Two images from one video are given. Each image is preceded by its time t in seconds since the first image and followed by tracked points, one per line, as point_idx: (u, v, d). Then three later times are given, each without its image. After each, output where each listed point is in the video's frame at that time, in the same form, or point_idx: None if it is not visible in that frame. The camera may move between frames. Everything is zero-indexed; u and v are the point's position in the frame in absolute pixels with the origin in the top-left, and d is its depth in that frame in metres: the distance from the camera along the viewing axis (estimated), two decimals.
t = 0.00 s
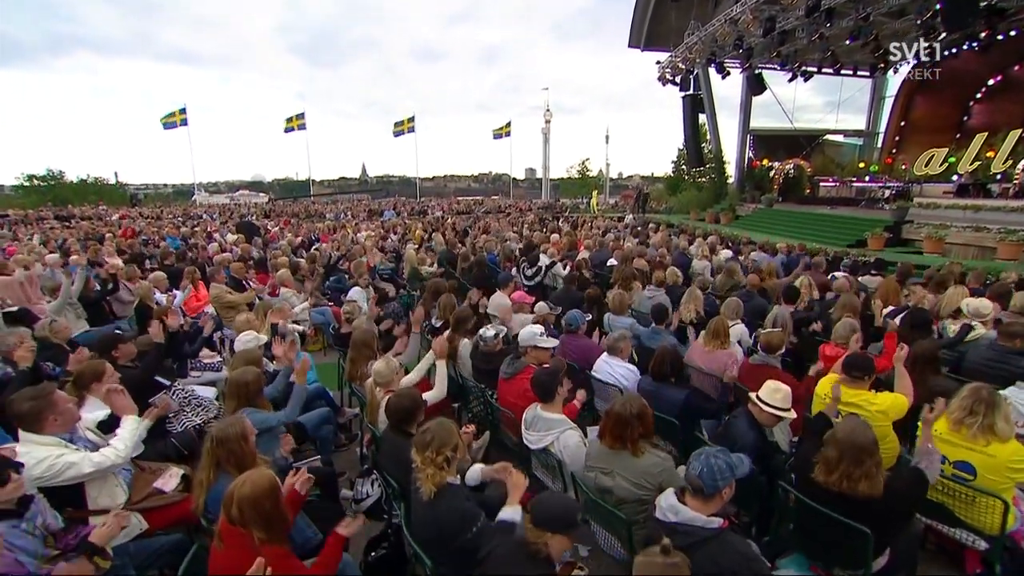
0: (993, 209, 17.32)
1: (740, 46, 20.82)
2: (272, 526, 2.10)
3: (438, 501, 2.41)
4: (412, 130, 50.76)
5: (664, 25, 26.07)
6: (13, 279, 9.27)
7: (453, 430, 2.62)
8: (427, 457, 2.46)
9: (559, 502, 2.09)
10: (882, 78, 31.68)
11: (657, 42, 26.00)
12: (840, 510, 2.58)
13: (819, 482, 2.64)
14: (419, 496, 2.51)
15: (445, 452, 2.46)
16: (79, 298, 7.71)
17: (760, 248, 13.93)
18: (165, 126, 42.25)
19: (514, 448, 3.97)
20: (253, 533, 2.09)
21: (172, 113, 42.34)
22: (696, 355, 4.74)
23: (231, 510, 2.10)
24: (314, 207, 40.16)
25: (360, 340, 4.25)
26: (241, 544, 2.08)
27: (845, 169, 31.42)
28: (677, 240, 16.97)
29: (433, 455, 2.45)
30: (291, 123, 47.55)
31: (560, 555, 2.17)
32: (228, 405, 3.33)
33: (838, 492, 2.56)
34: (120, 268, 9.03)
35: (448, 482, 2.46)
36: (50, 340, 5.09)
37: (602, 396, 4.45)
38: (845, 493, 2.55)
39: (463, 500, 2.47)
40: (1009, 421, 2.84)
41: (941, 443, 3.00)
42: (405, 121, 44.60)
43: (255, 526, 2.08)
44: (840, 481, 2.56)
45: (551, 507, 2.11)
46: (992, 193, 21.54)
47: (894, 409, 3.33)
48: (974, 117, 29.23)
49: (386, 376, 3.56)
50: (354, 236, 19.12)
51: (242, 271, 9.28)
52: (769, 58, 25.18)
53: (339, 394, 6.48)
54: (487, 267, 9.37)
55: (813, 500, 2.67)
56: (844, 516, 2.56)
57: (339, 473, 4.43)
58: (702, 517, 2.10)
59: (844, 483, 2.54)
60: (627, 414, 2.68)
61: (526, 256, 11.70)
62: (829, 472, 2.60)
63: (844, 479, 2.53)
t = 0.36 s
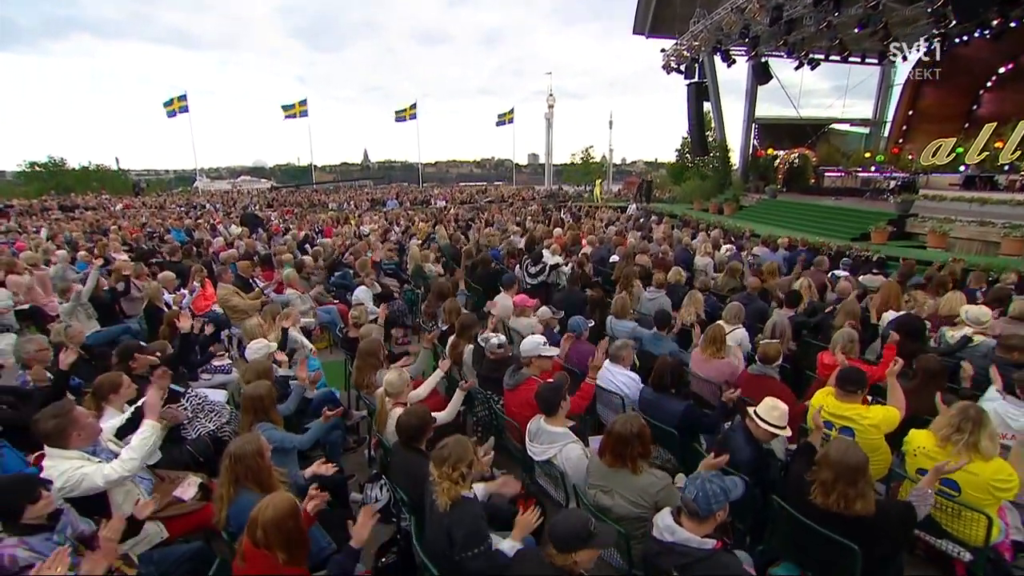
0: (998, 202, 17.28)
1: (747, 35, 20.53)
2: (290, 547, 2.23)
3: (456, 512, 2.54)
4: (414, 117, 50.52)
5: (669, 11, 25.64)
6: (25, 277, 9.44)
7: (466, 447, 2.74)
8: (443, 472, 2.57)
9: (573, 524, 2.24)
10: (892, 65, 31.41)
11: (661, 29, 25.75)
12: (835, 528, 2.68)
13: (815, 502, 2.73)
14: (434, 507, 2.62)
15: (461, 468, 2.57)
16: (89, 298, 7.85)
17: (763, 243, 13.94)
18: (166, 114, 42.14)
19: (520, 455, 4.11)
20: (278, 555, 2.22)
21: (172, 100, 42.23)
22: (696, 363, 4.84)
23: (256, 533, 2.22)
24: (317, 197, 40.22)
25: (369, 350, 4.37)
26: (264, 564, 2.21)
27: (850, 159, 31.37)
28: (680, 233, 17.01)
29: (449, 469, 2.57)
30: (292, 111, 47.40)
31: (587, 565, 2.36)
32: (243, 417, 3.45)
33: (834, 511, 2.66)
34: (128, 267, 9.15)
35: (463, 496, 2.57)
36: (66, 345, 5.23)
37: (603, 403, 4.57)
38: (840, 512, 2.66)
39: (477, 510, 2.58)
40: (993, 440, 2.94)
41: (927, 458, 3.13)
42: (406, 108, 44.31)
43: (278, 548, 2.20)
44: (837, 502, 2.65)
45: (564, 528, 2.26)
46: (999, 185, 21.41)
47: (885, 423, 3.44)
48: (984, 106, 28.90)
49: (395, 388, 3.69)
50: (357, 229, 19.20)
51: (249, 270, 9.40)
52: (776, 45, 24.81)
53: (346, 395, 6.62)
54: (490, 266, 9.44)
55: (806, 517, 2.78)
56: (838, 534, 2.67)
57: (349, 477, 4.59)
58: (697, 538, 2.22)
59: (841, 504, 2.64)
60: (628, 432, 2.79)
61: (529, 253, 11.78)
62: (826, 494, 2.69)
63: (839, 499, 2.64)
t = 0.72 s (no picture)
0: (1003, 197, 17.26)
1: (753, 25, 20.27)
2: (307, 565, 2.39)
3: (455, 529, 2.69)
4: (416, 105, 50.25)
5: None
6: (39, 272, 9.71)
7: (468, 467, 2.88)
8: (442, 492, 2.72)
9: (574, 543, 2.38)
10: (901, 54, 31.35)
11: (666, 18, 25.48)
12: (824, 544, 2.81)
13: (805, 518, 2.87)
14: (435, 524, 2.79)
15: (458, 489, 2.71)
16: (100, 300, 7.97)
17: (766, 240, 13.98)
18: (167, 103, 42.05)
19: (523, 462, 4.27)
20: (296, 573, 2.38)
21: (173, 87, 42.11)
22: (695, 371, 4.95)
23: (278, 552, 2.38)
24: (319, 187, 40.26)
25: (378, 360, 4.49)
26: None
27: (855, 150, 31.23)
28: (683, 227, 17.03)
29: (447, 490, 2.72)
30: (294, 99, 47.22)
31: None
32: (257, 431, 3.59)
33: (821, 528, 2.80)
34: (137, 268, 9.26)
35: (460, 515, 2.72)
36: (81, 353, 5.36)
37: (605, 410, 4.70)
38: (827, 529, 2.79)
39: (481, 524, 2.72)
40: (978, 458, 3.07)
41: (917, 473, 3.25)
42: (408, 96, 43.99)
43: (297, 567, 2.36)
44: (824, 519, 2.79)
45: (567, 549, 2.40)
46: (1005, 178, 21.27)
47: (875, 434, 3.56)
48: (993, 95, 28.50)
49: (405, 401, 3.81)
50: (360, 223, 19.30)
51: (254, 270, 9.51)
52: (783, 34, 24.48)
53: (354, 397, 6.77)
54: (493, 266, 9.51)
55: (797, 533, 2.91)
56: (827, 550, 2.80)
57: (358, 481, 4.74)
58: (690, 557, 2.38)
59: (828, 521, 2.77)
60: (631, 453, 2.92)
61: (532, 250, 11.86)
62: (815, 511, 2.82)
63: (827, 517, 2.77)
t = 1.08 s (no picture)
0: (1007, 193, 17.22)
1: (760, 15, 20.11)
2: None
3: (462, 546, 2.86)
4: (418, 93, 49.99)
5: None
6: (48, 274, 9.78)
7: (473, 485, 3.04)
8: (451, 510, 2.88)
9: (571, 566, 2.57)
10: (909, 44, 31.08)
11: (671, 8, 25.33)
12: (805, 560, 2.97)
13: (789, 534, 3.03)
14: (442, 540, 2.97)
15: (466, 508, 2.87)
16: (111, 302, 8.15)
17: (767, 238, 14.02)
18: (168, 91, 41.97)
19: (523, 471, 4.44)
20: None
21: (174, 75, 42.01)
22: (693, 381, 5.10)
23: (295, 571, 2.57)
24: (321, 178, 40.27)
25: (383, 372, 4.65)
26: None
27: (861, 142, 31.03)
28: (685, 223, 17.11)
29: (457, 509, 2.87)
30: (294, 87, 47.04)
31: None
32: (268, 445, 3.76)
33: (803, 545, 2.96)
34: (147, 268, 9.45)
35: (468, 530, 2.90)
36: (96, 359, 5.56)
37: (605, 419, 4.85)
38: (810, 546, 2.95)
39: (482, 546, 2.90)
40: (961, 476, 3.20)
41: (904, 489, 3.37)
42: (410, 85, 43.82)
43: None
44: (808, 536, 2.95)
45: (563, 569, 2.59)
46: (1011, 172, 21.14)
47: (864, 449, 3.69)
48: (1002, 86, 28.08)
49: (411, 415, 3.98)
50: (363, 218, 19.39)
51: (261, 271, 9.69)
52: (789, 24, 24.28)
53: (359, 401, 6.95)
54: (494, 268, 9.62)
55: (783, 547, 3.07)
56: (810, 566, 2.97)
57: (366, 486, 4.93)
58: None
59: (811, 537, 2.93)
60: (624, 473, 3.07)
61: (535, 249, 11.96)
62: (799, 528, 2.98)
63: (811, 534, 2.92)
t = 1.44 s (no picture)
0: (1012, 190, 17.17)
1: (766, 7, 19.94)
2: None
3: (475, 564, 3.04)
4: (420, 83, 49.79)
5: None
6: (59, 277, 9.93)
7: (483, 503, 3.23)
8: (466, 528, 3.08)
9: None
10: (917, 35, 30.89)
11: None
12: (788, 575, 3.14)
13: (775, 551, 3.19)
14: (453, 554, 3.16)
15: (481, 524, 3.06)
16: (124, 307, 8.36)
17: (768, 237, 14.08)
18: (171, 81, 42.02)
19: (523, 481, 4.63)
20: None
21: (176, 65, 41.96)
22: (689, 393, 5.27)
23: None
24: (324, 171, 40.39)
25: (390, 386, 4.85)
26: None
27: (866, 134, 30.76)
28: (687, 220, 17.19)
29: (472, 526, 3.06)
30: (296, 77, 46.92)
31: None
32: (280, 460, 3.97)
33: (787, 561, 3.13)
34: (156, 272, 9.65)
35: (482, 546, 3.09)
36: (114, 369, 5.78)
37: (603, 430, 5.03)
38: (793, 563, 3.11)
39: (489, 562, 3.08)
40: (939, 494, 3.36)
41: (888, 506, 3.53)
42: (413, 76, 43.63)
43: None
44: (792, 552, 3.11)
45: None
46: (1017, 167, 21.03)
47: (850, 466, 3.86)
48: (1011, 78, 27.67)
49: (417, 431, 4.18)
50: (367, 214, 19.50)
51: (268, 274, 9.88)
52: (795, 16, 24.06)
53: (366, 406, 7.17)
54: (496, 271, 9.76)
55: (769, 563, 3.24)
56: None
57: (373, 493, 5.15)
58: None
59: (794, 555, 3.09)
60: (613, 488, 3.24)
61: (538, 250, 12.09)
62: (784, 546, 3.14)
63: (795, 552, 3.08)
